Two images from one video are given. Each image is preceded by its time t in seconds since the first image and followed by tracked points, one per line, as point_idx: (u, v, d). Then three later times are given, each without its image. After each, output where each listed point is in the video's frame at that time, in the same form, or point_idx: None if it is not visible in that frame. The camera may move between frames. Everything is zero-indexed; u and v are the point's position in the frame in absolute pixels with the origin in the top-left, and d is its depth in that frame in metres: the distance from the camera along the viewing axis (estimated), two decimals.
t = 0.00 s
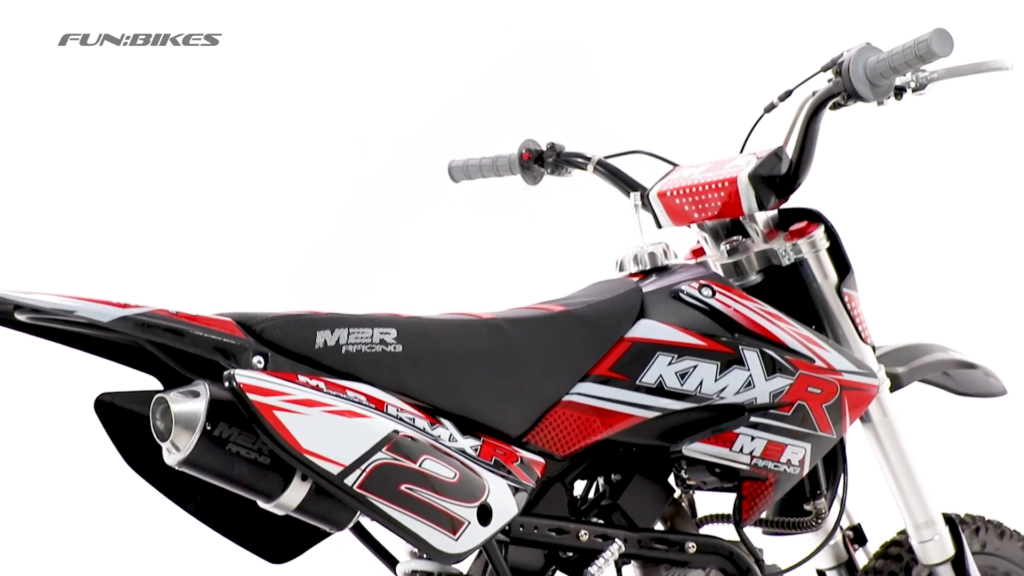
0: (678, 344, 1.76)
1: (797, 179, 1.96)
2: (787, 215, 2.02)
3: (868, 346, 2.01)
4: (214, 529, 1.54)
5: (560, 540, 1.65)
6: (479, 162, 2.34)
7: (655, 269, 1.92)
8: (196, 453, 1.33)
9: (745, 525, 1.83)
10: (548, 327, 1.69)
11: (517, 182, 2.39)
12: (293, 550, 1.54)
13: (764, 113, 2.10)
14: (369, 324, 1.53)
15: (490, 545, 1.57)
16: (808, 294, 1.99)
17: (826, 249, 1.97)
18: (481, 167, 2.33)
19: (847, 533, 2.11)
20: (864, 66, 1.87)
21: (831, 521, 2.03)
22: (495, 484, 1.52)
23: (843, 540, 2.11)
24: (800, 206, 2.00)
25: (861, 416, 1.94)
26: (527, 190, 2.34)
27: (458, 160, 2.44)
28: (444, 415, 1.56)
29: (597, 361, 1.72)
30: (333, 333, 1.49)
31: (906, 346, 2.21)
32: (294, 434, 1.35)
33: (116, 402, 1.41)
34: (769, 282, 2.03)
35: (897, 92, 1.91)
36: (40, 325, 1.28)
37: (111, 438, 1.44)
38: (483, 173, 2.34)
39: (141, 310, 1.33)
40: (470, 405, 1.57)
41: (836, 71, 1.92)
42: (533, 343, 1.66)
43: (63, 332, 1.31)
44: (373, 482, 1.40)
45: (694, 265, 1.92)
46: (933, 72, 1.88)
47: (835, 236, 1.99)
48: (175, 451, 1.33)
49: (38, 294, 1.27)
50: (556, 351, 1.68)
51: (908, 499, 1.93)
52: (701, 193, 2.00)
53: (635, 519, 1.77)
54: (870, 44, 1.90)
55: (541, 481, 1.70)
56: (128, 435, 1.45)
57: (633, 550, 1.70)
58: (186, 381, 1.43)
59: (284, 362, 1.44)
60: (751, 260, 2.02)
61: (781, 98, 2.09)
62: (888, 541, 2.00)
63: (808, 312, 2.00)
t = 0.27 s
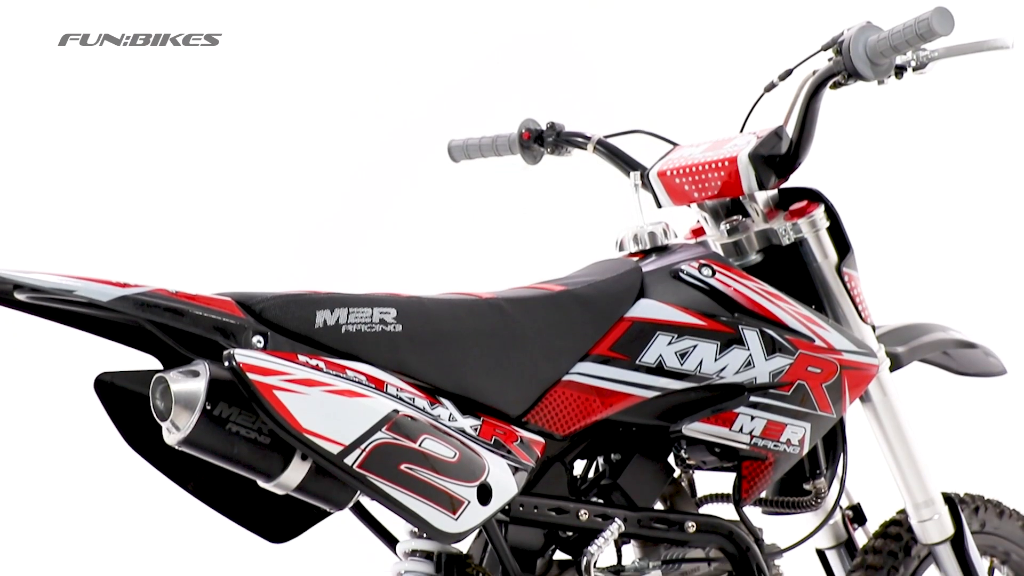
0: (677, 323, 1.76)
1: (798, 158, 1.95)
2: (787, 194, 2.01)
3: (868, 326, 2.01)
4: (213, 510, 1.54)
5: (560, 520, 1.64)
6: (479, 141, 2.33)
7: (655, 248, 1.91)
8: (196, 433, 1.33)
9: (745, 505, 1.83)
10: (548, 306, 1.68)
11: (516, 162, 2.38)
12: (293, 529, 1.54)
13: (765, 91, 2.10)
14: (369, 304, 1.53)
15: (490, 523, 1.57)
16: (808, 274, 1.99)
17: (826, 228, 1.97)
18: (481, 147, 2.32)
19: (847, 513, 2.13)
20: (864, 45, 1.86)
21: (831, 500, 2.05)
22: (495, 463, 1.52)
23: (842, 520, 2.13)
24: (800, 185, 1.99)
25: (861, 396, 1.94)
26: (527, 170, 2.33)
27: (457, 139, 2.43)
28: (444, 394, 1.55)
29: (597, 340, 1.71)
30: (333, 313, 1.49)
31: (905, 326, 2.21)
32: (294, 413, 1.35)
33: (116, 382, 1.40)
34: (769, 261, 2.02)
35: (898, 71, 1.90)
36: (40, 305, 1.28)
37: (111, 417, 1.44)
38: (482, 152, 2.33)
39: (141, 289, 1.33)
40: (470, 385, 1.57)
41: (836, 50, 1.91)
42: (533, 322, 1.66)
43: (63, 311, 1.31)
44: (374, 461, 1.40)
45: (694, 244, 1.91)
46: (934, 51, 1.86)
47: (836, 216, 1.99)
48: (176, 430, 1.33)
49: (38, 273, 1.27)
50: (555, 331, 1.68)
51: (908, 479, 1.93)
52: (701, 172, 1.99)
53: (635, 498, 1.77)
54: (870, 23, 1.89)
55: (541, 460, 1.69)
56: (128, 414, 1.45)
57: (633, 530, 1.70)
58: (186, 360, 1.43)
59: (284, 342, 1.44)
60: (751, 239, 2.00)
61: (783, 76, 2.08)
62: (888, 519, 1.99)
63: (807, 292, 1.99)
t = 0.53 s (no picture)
0: (678, 303, 1.75)
1: (798, 138, 1.94)
2: (787, 174, 2.01)
3: (868, 306, 2.00)
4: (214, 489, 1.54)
5: (560, 500, 1.65)
6: (478, 121, 2.32)
7: (655, 229, 1.91)
8: (196, 412, 1.33)
9: (744, 484, 1.84)
10: (548, 286, 1.68)
11: (516, 142, 2.37)
12: (293, 509, 1.54)
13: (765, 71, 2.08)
14: (369, 284, 1.52)
15: (491, 503, 1.57)
16: (808, 255, 1.98)
17: (826, 208, 1.97)
18: (480, 127, 2.30)
19: (846, 493, 2.12)
20: (865, 24, 1.85)
21: (831, 480, 2.04)
22: (495, 443, 1.52)
23: (842, 500, 2.12)
24: (800, 165, 1.99)
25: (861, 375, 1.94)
26: (527, 150, 2.32)
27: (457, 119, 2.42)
28: (444, 375, 1.55)
29: (597, 320, 1.71)
30: (333, 293, 1.48)
31: (905, 306, 2.20)
32: (294, 393, 1.35)
33: (116, 362, 1.40)
34: (769, 241, 2.02)
35: (898, 51, 1.89)
36: (39, 285, 1.27)
37: (111, 397, 1.43)
38: (482, 133, 2.32)
39: (141, 269, 1.32)
40: (470, 364, 1.57)
41: (837, 30, 1.90)
42: (534, 302, 1.65)
43: (62, 291, 1.30)
44: (374, 440, 1.40)
45: (694, 224, 1.91)
46: (934, 31, 1.86)
47: (836, 196, 1.98)
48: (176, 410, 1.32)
49: (38, 253, 1.26)
50: (555, 311, 1.67)
51: (907, 459, 1.94)
52: (701, 152, 1.98)
53: (634, 478, 1.78)
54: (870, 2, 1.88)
55: (541, 440, 1.70)
56: (128, 394, 1.44)
57: (632, 510, 1.71)
58: (185, 340, 1.43)
59: (284, 322, 1.43)
60: (751, 220, 2.00)
61: (783, 56, 2.07)
62: (887, 499, 1.99)
63: (807, 272, 1.99)
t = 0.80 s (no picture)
0: (677, 283, 1.75)
1: (798, 116, 1.93)
2: (787, 153, 2.00)
3: (868, 286, 2.00)
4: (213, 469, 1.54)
5: (559, 479, 1.65)
6: (478, 100, 2.30)
7: (655, 208, 1.90)
8: (196, 391, 1.32)
9: (744, 463, 1.84)
10: (548, 266, 1.68)
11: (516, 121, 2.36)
12: (293, 489, 1.54)
13: (765, 50, 2.07)
14: (368, 264, 1.52)
15: (491, 483, 1.58)
16: (808, 234, 1.98)
17: (826, 187, 1.96)
18: (480, 106, 2.29)
19: (846, 472, 2.13)
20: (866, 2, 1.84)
21: (830, 459, 2.05)
22: (495, 423, 1.52)
23: (841, 479, 2.13)
24: (800, 144, 1.98)
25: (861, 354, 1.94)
26: (527, 129, 2.31)
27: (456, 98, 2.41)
28: (444, 354, 1.55)
29: (597, 299, 1.71)
30: (332, 273, 1.48)
31: (905, 285, 2.20)
32: (294, 372, 1.34)
33: (116, 341, 1.40)
34: (769, 220, 2.01)
35: (898, 29, 1.88)
36: (38, 263, 1.27)
37: (110, 376, 1.43)
38: (481, 113, 2.31)
39: (140, 248, 1.31)
40: (470, 344, 1.57)
41: (837, 8, 1.89)
42: (533, 282, 1.65)
43: (62, 270, 1.30)
44: (374, 420, 1.40)
45: (694, 203, 1.90)
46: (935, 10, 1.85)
47: (837, 175, 1.98)
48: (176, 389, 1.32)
49: (38, 233, 1.26)
50: (555, 290, 1.67)
51: (906, 438, 1.94)
52: (701, 131, 1.97)
53: (634, 458, 1.78)
54: None
55: (541, 420, 1.69)
56: (127, 373, 1.44)
57: (632, 489, 1.71)
58: (185, 320, 1.42)
59: (284, 302, 1.43)
60: (750, 199, 2.00)
61: (783, 35, 2.06)
62: (887, 478, 1.99)
63: (807, 252, 1.99)
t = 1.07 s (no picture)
0: (677, 260, 1.75)
1: (799, 93, 1.92)
2: (787, 130, 1.99)
3: (868, 263, 1.99)
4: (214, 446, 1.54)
5: (559, 457, 1.65)
6: (479, 77, 2.28)
7: (655, 185, 1.89)
8: (196, 368, 1.32)
9: (743, 441, 1.84)
10: (548, 243, 1.67)
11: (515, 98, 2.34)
12: (294, 466, 1.54)
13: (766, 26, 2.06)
14: (368, 241, 1.51)
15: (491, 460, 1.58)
16: (808, 211, 1.97)
17: (826, 164, 1.96)
18: (480, 84, 2.27)
19: (846, 449, 2.13)
20: None
21: (830, 436, 2.05)
22: (495, 400, 1.52)
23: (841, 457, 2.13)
24: (801, 121, 1.97)
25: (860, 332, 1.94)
26: (527, 107, 2.29)
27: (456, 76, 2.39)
28: (444, 331, 1.54)
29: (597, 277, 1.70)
30: (332, 250, 1.47)
31: (905, 262, 2.20)
32: (294, 349, 1.34)
33: (116, 319, 1.39)
34: (769, 197, 2.00)
35: (898, 6, 1.87)
36: (37, 241, 1.26)
37: (111, 353, 1.43)
38: (481, 90, 2.28)
39: (140, 225, 1.31)
40: (470, 321, 1.56)
41: None
42: (533, 259, 1.64)
43: (60, 247, 1.29)
44: (374, 397, 1.40)
45: (694, 181, 1.90)
46: None
47: (837, 153, 1.97)
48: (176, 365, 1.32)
49: (37, 210, 1.25)
50: (555, 267, 1.66)
51: (905, 415, 1.94)
52: (701, 108, 1.96)
53: (633, 436, 1.78)
54: None
55: (540, 397, 1.69)
56: (127, 350, 1.44)
57: (632, 467, 1.71)
58: (185, 297, 1.42)
59: (284, 279, 1.42)
60: (750, 176, 1.99)
61: (784, 11, 2.05)
62: (886, 455, 1.99)
63: (807, 229, 1.98)
